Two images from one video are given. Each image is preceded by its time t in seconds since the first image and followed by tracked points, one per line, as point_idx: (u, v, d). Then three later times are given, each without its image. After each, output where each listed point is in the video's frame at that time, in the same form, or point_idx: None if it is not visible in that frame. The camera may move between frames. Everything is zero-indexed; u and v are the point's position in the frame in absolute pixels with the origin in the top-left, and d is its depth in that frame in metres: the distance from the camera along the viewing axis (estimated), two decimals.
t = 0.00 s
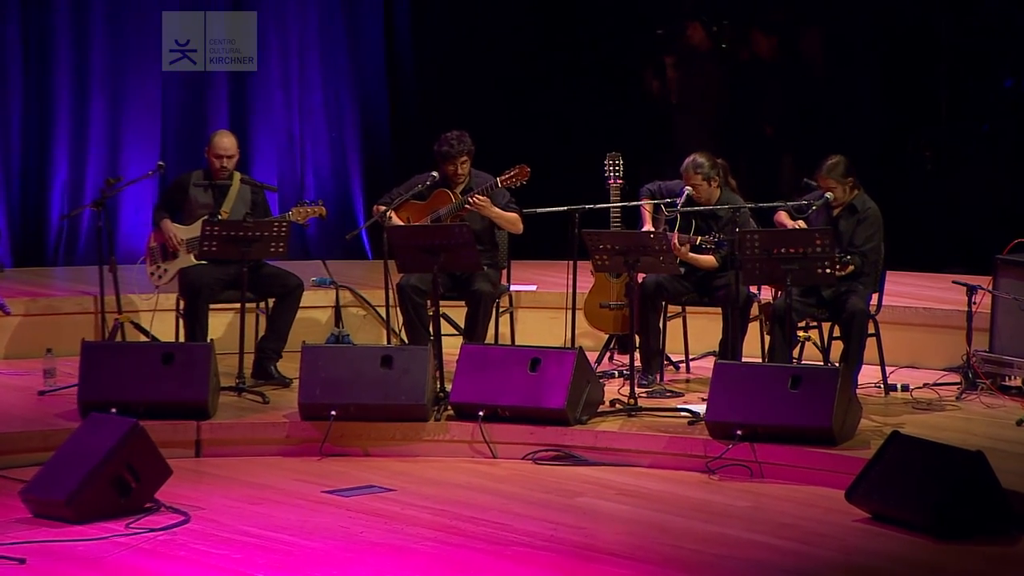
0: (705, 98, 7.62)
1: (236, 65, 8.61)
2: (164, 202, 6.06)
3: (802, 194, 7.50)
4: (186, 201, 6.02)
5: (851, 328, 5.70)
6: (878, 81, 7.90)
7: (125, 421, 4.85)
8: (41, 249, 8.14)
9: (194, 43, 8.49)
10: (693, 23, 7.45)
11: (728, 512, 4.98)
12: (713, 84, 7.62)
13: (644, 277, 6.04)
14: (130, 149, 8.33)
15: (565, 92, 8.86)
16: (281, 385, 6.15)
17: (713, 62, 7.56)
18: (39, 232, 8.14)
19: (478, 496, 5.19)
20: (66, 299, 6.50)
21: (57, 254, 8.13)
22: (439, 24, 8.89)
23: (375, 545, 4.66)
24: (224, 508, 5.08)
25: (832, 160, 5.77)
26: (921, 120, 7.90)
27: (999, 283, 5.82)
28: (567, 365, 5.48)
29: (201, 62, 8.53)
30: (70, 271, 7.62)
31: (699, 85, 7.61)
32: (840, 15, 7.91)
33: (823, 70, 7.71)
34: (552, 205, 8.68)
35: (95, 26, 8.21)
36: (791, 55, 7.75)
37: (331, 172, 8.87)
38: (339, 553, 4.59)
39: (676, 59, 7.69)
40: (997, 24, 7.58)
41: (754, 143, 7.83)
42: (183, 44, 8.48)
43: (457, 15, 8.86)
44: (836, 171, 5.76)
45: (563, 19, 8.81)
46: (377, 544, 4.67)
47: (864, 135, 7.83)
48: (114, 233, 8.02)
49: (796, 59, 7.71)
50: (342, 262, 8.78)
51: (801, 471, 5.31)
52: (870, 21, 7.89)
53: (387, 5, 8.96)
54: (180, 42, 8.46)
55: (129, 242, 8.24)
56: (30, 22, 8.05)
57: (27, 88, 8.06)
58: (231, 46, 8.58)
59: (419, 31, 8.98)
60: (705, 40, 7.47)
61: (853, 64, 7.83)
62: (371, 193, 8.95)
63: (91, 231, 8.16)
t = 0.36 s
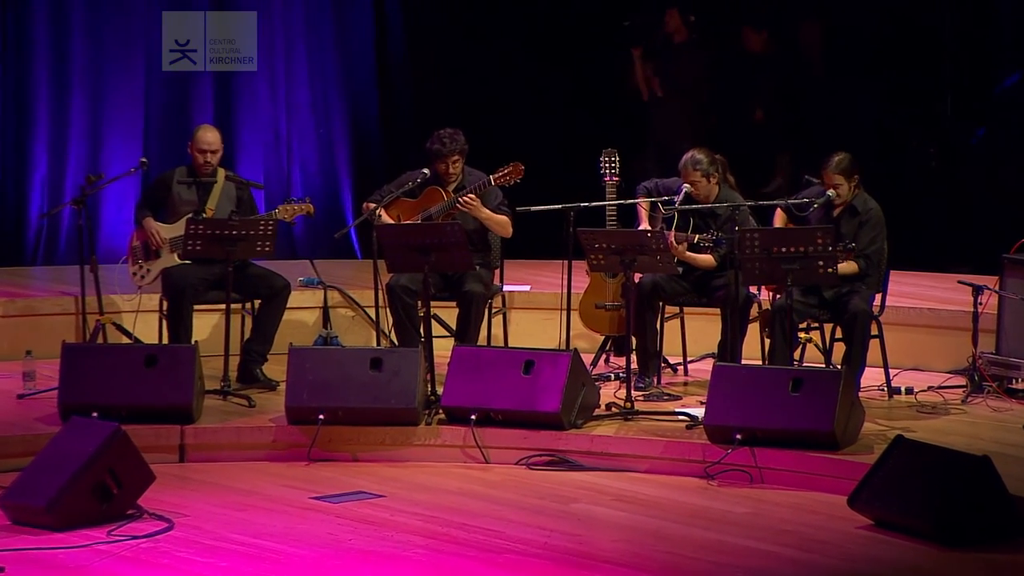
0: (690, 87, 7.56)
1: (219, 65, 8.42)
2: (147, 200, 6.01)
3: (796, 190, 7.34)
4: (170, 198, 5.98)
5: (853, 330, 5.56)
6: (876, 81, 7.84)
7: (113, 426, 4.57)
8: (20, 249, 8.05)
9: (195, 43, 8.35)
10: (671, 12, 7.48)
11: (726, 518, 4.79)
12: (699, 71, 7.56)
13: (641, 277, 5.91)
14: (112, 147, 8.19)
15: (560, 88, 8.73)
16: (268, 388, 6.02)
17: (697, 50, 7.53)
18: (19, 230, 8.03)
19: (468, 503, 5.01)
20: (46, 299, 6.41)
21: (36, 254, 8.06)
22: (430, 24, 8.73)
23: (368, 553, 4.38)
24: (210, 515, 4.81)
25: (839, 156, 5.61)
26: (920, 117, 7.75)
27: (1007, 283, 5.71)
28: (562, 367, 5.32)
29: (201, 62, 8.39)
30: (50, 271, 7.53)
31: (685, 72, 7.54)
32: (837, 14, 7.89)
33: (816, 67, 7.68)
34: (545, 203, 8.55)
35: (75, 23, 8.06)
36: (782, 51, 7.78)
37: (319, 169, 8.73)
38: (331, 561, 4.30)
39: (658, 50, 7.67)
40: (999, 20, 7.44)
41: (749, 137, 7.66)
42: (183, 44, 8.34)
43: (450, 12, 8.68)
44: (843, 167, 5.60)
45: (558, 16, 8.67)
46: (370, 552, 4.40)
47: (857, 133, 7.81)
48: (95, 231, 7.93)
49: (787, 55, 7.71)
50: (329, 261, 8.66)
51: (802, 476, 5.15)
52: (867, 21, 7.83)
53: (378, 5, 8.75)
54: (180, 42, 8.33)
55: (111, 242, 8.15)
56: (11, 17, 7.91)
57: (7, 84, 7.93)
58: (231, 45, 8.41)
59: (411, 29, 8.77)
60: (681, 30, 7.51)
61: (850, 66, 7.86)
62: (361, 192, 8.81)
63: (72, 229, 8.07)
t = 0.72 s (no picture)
0: (676, 85, 7.54)
1: (212, 65, 8.40)
2: (137, 199, 5.99)
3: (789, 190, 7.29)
4: (160, 197, 5.98)
5: (849, 331, 5.53)
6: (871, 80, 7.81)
7: (101, 428, 4.51)
8: (9, 249, 8.00)
9: (194, 43, 8.33)
10: (650, 8, 7.46)
11: (721, 520, 4.75)
12: (683, 66, 7.52)
13: (635, 277, 5.88)
14: (102, 146, 8.15)
15: (552, 88, 8.67)
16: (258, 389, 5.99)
17: (679, 46, 7.49)
18: (7, 229, 7.98)
19: (461, 504, 4.96)
20: (35, 299, 6.39)
21: (24, 254, 8.02)
22: (423, 24, 8.73)
23: (358, 555, 4.34)
24: (200, 517, 4.76)
25: (832, 155, 5.56)
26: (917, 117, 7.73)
27: (1003, 283, 5.67)
28: (555, 367, 5.27)
29: (201, 62, 8.38)
30: (39, 271, 7.50)
31: (669, 69, 7.50)
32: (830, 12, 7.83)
33: (807, 64, 7.62)
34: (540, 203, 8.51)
35: (64, 22, 8.01)
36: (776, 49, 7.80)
37: (310, 169, 8.71)
38: (321, 563, 4.25)
39: (638, 48, 7.64)
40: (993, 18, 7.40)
41: (739, 135, 7.56)
42: (182, 44, 8.32)
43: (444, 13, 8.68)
44: (837, 167, 5.56)
45: (550, 15, 8.60)
46: (361, 554, 4.35)
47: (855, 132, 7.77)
48: (84, 230, 7.90)
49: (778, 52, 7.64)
50: (320, 260, 8.62)
51: (797, 477, 5.11)
52: (860, 20, 7.81)
53: (370, 5, 8.73)
54: (180, 41, 8.31)
55: (100, 241, 8.11)
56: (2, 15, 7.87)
57: None
58: (231, 45, 8.40)
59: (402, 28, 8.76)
60: (661, 26, 7.48)
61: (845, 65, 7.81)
62: (353, 190, 8.78)
63: (61, 229, 8.02)
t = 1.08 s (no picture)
0: (672, 84, 7.53)
1: (212, 65, 8.42)
2: (135, 200, 6.00)
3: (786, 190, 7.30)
4: (156, 198, 5.97)
5: (846, 331, 5.53)
6: (869, 80, 7.82)
7: (99, 428, 4.51)
8: (6, 250, 7.99)
9: (194, 43, 8.34)
10: (646, 8, 7.44)
11: (718, 521, 4.75)
12: (678, 66, 7.52)
13: (634, 277, 5.88)
14: (100, 146, 8.15)
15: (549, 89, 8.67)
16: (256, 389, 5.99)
17: (673, 46, 7.48)
18: (5, 230, 7.98)
19: (458, 505, 4.96)
20: (32, 299, 6.39)
21: (22, 255, 8.01)
22: (420, 24, 8.71)
23: (356, 556, 4.34)
24: (197, 517, 4.76)
25: (822, 156, 5.55)
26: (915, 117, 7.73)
27: (1000, 283, 5.68)
28: (553, 368, 5.27)
29: (201, 62, 8.39)
30: (36, 271, 7.51)
31: (664, 69, 7.50)
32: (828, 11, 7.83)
33: (805, 64, 7.63)
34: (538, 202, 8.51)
35: (61, 22, 8.00)
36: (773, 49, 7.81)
37: (308, 169, 8.70)
38: (319, 563, 4.26)
39: (635, 48, 7.63)
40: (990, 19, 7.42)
41: (731, 131, 7.62)
42: (182, 44, 8.33)
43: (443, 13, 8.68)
44: (827, 166, 5.54)
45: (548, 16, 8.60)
46: (358, 554, 4.35)
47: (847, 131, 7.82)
48: (81, 231, 7.90)
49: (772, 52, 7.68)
50: (318, 261, 8.62)
51: (794, 478, 5.12)
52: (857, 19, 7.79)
53: (369, 5, 8.74)
54: (180, 41, 8.32)
55: (98, 242, 8.11)
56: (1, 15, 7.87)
57: None
58: (231, 46, 8.43)
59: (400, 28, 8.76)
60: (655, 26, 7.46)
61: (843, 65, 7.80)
62: (352, 190, 8.79)
63: (58, 229, 8.02)
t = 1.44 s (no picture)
0: (671, 84, 7.53)
1: (212, 65, 8.42)
2: (135, 200, 6.00)
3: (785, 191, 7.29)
4: (156, 197, 5.98)
5: (846, 332, 5.53)
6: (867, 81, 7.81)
7: (98, 428, 4.50)
8: (6, 250, 7.99)
9: (194, 43, 8.34)
10: (648, 8, 7.44)
11: (718, 521, 4.75)
12: (677, 66, 7.52)
13: (634, 276, 5.88)
14: (99, 146, 8.15)
15: (548, 89, 8.68)
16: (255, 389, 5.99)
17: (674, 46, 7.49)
18: (4, 230, 7.97)
19: (458, 505, 4.96)
20: (32, 300, 6.39)
21: (21, 255, 8.01)
22: (420, 25, 8.71)
23: (355, 556, 4.33)
24: (197, 517, 4.76)
25: (832, 155, 5.56)
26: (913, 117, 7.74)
27: (1000, 283, 5.68)
28: (552, 368, 5.28)
29: (201, 62, 8.39)
30: (35, 272, 7.51)
31: (664, 69, 7.50)
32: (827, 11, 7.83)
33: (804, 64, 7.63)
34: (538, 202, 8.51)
35: (61, 22, 8.01)
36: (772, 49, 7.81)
37: (308, 169, 8.69)
38: (318, 563, 4.25)
39: (634, 48, 7.64)
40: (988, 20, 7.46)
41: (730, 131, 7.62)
42: (182, 44, 8.33)
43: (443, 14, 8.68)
44: (837, 165, 5.55)
45: (548, 16, 8.61)
46: (358, 554, 4.35)
47: (845, 131, 7.80)
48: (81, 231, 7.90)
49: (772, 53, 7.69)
50: (318, 261, 8.62)
51: (794, 477, 5.12)
52: (857, 20, 7.80)
53: (368, 5, 8.74)
54: (180, 41, 8.32)
55: (97, 242, 8.11)
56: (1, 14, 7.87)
57: None
58: (232, 46, 8.44)
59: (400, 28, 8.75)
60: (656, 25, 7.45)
61: (842, 66, 7.81)
62: (352, 190, 8.79)
63: (57, 229, 8.01)
